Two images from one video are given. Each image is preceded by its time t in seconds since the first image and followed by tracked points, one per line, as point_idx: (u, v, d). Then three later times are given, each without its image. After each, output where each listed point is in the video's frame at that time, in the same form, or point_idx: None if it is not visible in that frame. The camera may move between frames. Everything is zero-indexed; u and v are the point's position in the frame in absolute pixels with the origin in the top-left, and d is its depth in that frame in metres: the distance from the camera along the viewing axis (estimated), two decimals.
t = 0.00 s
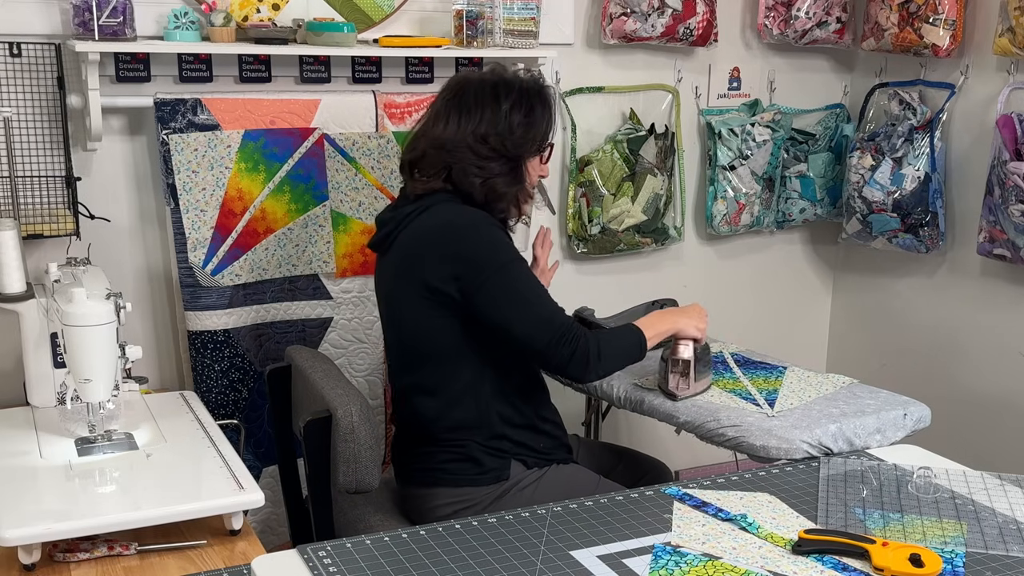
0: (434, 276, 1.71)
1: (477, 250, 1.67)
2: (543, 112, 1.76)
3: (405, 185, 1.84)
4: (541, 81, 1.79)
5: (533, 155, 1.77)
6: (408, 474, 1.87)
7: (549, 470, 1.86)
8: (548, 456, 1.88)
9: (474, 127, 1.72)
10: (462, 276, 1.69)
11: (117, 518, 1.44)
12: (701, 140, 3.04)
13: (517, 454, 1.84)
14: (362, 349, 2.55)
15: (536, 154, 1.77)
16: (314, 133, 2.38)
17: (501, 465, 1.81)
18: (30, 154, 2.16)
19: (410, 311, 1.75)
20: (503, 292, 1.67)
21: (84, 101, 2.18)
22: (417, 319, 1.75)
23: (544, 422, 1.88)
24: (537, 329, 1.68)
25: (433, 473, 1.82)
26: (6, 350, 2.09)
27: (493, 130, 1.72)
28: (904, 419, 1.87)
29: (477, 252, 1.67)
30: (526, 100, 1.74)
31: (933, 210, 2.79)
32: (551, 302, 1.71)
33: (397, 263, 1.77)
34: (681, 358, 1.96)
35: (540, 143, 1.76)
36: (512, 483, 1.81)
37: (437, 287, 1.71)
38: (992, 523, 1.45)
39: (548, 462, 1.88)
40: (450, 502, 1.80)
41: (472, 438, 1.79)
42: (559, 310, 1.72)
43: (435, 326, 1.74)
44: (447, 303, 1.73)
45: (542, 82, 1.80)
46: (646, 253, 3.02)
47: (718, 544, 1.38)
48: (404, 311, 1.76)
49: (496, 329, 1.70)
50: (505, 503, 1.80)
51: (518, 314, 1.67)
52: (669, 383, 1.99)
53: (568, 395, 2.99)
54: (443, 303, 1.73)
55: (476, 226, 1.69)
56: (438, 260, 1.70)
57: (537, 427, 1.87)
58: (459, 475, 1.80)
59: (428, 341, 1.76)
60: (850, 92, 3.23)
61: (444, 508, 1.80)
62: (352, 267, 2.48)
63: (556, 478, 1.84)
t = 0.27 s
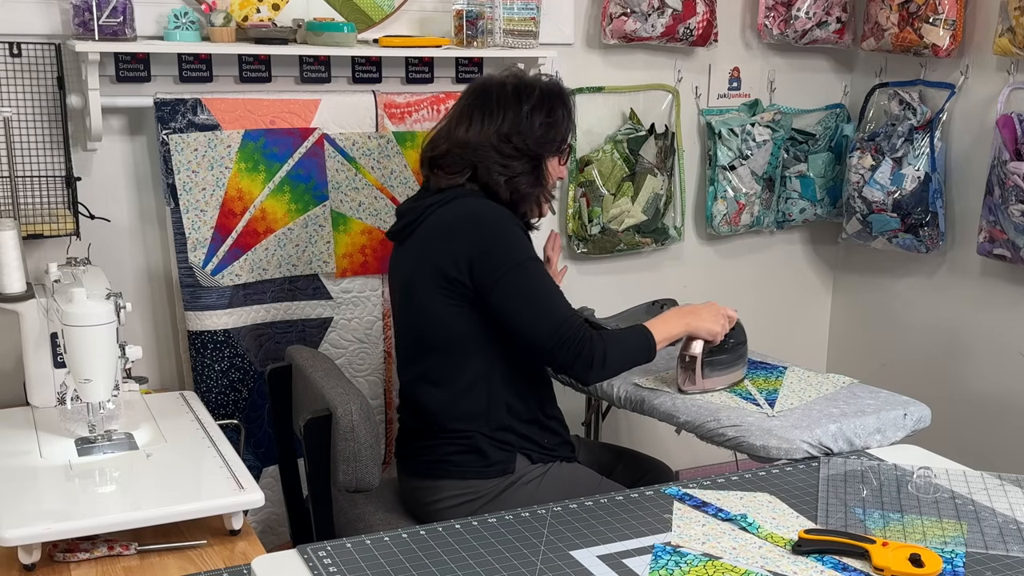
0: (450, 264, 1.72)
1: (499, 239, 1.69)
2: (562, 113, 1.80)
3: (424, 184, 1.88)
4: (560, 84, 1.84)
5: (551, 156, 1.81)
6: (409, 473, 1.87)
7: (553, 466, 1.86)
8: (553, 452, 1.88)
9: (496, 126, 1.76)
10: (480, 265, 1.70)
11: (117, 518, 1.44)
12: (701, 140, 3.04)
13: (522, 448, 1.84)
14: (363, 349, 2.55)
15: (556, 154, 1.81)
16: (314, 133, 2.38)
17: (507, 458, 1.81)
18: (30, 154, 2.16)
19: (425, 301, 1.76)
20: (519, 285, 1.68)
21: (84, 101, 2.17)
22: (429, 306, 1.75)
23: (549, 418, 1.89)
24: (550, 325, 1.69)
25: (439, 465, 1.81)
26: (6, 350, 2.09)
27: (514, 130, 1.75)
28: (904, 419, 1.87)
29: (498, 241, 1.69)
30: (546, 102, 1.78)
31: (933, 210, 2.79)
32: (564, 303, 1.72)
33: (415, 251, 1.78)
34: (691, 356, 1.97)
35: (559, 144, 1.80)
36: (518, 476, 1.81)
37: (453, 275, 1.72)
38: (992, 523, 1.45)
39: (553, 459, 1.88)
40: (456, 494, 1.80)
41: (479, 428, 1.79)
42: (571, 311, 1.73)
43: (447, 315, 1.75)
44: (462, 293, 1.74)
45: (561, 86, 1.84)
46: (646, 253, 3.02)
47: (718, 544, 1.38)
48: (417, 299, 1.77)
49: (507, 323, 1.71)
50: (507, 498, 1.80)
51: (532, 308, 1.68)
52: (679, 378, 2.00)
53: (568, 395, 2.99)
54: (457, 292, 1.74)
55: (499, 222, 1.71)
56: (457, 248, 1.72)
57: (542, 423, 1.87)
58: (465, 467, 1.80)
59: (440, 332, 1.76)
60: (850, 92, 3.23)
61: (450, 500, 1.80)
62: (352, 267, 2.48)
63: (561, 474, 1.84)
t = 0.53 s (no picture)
0: (472, 262, 1.74)
1: (523, 237, 1.72)
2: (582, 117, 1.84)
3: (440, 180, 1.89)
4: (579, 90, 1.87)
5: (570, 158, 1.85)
6: (411, 472, 1.87)
7: (554, 467, 1.86)
8: (556, 453, 1.89)
9: (521, 126, 1.78)
10: (504, 263, 1.73)
11: (117, 518, 1.44)
12: (701, 140, 3.04)
13: (527, 446, 1.84)
14: (363, 349, 2.55)
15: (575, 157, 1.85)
16: (314, 133, 2.38)
17: (511, 456, 1.81)
18: (31, 154, 2.16)
19: (443, 295, 1.77)
20: (546, 280, 1.72)
21: (84, 101, 2.17)
22: (449, 306, 1.77)
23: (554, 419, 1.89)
24: (577, 316, 1.75)
25: (442, 461, 1.81)
26: (6, 350, 2.09)
27: (539, 131, 1.78)
28: (904, 419, 1.87)
29: (522, 239, 1.72)
30: (569, 105, 1.81)
31: (933, 210, 2.79)
32: (585, 294, 1.78)
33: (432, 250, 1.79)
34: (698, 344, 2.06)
35: (579, 147, 1.84)
36: (521, 474, 1.81)
37: (476, 273, 1.74)
38: (992, 523, 1.45)
39: (555, 459, 1.89)
40: (458, 491, 1.80)
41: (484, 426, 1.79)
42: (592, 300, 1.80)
43: (467, 314, 1.76)
44: (483, 291, 1.76)
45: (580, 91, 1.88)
46: (646, 253, 3.02)
47: (718, 544, 1.38)
48: (435, 298, 1.78)
49: (534, 316, 1.75)
50: (509, 496, 1.79)
51: (559, 301, 1.74)
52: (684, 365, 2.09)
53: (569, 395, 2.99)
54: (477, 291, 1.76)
55: (520, 217, 1.74)
56: (479, 246, 1.74)
57: (547, 423, 1.88)
58: (468, 464, 1.80)
59: (458, 326, 1.77)
60: (850, 92, 3.23)
61: (451, 497, 1.80)
62: (352, 267, 2.48)
63: (563, 475, 1.84)
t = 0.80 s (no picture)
0: (474, 261, 1.75)
1: (525, 235, 1.72)
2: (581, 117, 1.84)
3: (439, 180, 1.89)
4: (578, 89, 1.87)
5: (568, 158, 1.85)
6: (411, 472, 1.87)
7: (554, 467, 1.86)
8: (556, 452, 1.89)
9: (519, 125, 1.78)
10: (507, 262, 1.73)
11: (117, 518, 1.44)
12: (701, 140, 3.04)
13: (527, 446, 1.84)
14: (363, 349, 2.54)
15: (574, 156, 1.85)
16: (314, 133, 2.38)
17: (511, 455, 1.81)
18: (30, 154, 2.16)
19: (445, 294, 1.77)
20: (550, 276, 1.73)
21: (84, 101, 2.18)
22: (453, 308, 1.77)
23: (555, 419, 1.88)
24: (582, 308, 1.77)
25: (442, 461, 1.81)
26: (6, 350, 2.09)
27: (538, 130, 1.78)
28: (904, 419, 1.87)
29: (524, 237, 1.72)
30: (568, 104, 1.81)
31: (933, 210, 2.79)
32: (591, 287, 1.79)
33: (434, 250, 1.79)
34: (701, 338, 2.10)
35: (577, 147, 1.84)
36: (520, 474, 1.81)
37: (478, 273, 1.75)
38: (992, 523, 1.45)
39: (555, 459, 1.89)
40: (457, 492, 1.80)
41: (483, 426, 1.79)
42: (593, 287, 1.82)
43: (471, 315, 1.77)
44: (486, 290, 1.76)
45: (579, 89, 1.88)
46: (646, 253, 3.02)
47: (718, 544, 1.38)
48: (438, 299, 1.78)
49: (539, 312, 1.76)
50: (509, 496, 1.79)
51: (565, 295, 1.75)
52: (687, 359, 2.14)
53: (569, 395, 2.99)
54: (481, 290, 1.76)
55: (522, 213, 1.74)
56: (482, 245, 1.74)
57: (549, 423, 1.87)
58: (468, 464, 1.80)
59: (461, 325, 1.77)
60: (850, 92, 3.23)
61: (451, 498, 1.80)
62: (352, 267, 2.48)
63: (563, 474, 1.84)
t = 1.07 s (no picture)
0: (470, 262, 1.74)
1: (521, 234, 1.72)
2: (575, 117, 1.84)
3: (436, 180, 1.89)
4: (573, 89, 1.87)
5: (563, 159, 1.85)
6: (409, 474, 1.87)
7: (552, 468, 1.86)
8: (553, 453, 1.89)
9: (515, 125, 1.78)
10: (504, 262, 1.73)
11: (117, 518, 1.44)
12: (701, 140, 3.04)
13: (524, 447, 1.84)
14: (363, 349, 2.54)
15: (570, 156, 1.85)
16: (314, 133, 2.38)
17: (508, 457, 1.81)
18: (30, 154, 2.16)
19: (441, 296, 1.77)
20: (549, 275, 1.74)
21: (84, 101, 2.18)
22: (451, 309, 1.76)
23: (552, 420, 1.88)
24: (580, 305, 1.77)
25: (439, 464, 1.82)
26: (6, 350, 2.09)
27: (533, 130, 1.78)
28: (904, 419, 1.87)
29: (520, 237, 1.73)
30: (563, 104, 1.81)
31: (933, 210, 2.79)
32: (587, 286, 1.80)
33: (429, 253, 1.78)
34: (697, 337, 2.10)
35: (572, 148, 1.84)
36: (517, 476, 1.81)
37: (475, 274, 1.74)
38: (992, 523, 1.45)
39: (552, 460, 1.89)
40: (454, 493, 1.80)
41: (480, 428, 1.79)
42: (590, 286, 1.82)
43: (469, 316, 1.76)
44: (483, 291, 1.76)
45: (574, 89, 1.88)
46: (646, 253, 3.02)
47: (718, 544, 1.38)
48: (435, 302, 1.78)
49: (537, 312, 1.77)
50: (507, 498, 1.79)
51: (563, 294, 1.76)
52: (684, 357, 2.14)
53: (568, 395, 2.99)
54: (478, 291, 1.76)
55: (517, 214, 1.74)
56: (477, 246, 1.74)
57: (545, 423, 1.87)
58: (465, 466, 1.80)
59: (458, 326, 1.77)
60: (850, 92, 3.23)
61: (448, 500, 1.80)
62: (352, 267, 2.48)
63: (561, 475, 1.84)
